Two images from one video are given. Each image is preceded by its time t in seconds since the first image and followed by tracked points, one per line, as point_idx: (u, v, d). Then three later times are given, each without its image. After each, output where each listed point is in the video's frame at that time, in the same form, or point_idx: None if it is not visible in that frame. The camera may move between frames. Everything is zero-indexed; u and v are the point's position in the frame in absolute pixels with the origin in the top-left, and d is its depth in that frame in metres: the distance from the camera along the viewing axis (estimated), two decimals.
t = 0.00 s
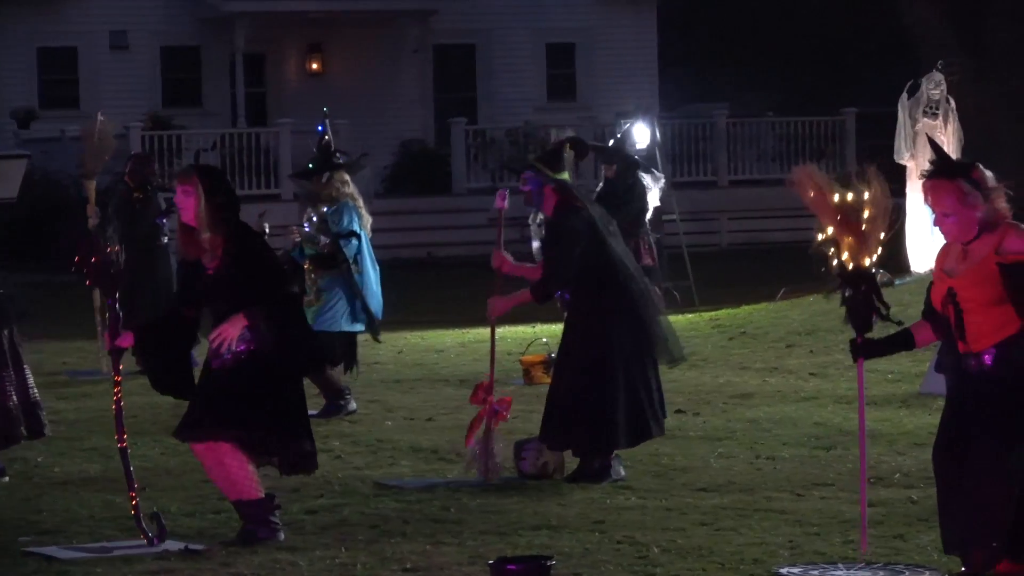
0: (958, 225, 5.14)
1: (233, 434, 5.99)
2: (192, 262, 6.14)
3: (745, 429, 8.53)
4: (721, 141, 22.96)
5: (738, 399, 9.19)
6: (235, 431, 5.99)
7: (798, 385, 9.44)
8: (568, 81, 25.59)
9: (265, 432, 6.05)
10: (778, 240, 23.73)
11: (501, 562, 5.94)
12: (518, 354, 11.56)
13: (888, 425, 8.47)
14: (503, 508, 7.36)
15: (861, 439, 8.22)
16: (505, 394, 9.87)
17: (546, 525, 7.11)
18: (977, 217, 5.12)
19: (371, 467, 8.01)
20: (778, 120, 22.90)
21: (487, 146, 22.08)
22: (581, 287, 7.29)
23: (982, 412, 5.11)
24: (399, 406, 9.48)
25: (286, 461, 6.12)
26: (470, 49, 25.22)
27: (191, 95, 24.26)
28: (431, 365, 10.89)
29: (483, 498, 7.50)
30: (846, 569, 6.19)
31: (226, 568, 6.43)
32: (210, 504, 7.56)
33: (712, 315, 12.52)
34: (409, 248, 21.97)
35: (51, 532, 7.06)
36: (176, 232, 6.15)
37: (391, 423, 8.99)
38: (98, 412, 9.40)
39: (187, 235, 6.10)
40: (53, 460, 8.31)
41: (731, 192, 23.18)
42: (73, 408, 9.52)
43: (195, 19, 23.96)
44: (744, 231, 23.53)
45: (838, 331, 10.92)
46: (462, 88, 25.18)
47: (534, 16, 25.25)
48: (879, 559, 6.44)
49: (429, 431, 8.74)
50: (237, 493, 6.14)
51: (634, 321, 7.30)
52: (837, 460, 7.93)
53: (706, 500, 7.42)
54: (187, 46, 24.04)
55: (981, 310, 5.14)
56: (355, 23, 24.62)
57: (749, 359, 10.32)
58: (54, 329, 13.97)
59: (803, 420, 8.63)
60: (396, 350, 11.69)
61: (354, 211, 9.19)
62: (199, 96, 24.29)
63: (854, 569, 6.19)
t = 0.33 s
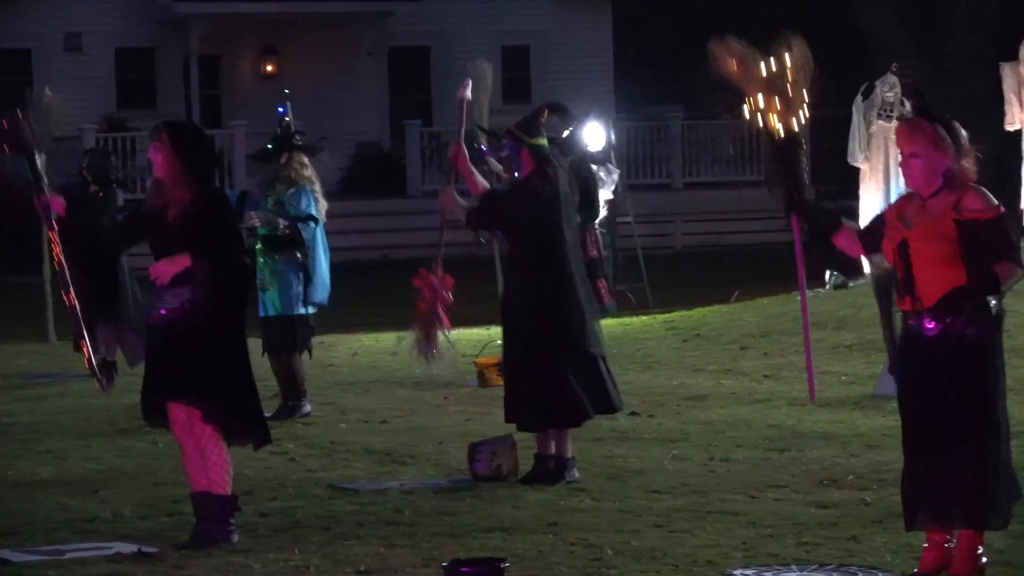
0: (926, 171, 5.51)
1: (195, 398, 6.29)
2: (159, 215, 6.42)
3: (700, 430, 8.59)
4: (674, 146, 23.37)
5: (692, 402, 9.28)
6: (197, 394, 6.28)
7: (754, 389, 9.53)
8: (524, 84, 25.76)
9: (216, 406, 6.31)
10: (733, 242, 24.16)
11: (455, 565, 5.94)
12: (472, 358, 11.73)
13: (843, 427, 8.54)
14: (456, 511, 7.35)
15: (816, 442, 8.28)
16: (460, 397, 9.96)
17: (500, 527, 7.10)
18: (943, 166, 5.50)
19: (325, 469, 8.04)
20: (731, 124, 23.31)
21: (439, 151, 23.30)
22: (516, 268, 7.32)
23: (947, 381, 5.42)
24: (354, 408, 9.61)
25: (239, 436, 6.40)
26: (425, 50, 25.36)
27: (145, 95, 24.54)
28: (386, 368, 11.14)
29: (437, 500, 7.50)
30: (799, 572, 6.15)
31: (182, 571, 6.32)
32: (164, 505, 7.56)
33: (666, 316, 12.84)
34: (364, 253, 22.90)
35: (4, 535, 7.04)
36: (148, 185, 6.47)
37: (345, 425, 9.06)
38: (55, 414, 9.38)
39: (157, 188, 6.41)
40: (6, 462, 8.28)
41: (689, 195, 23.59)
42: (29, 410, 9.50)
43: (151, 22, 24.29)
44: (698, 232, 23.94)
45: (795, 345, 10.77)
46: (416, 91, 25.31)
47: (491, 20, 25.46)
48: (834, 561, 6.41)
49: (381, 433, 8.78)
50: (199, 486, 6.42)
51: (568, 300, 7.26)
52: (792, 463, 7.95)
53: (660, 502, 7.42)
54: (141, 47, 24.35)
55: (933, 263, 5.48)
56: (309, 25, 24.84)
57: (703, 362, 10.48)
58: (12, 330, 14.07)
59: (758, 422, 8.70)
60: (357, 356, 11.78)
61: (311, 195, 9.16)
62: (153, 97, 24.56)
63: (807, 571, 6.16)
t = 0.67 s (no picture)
0: (880, 171, 5.42)
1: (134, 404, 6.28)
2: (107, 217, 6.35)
3: (650, 433, 8.84)
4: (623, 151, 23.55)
5: (644, 405, 9.78)
6: (133, 400, 6.28)
7: (702, 391, 10.16)
8: (473, 87, 25.84)
9: (157, 414, 6.29)
10: (684, 244, 24.13)
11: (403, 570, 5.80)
12: (423, 358, 12.49)
13: (793, 430, 8.73)
14: (404, 514, 7.29)
15: (765, 446, 8.37)
16: (408, 398, 10.48)
17: (449, 530, 6.98)
18: (897, 167, 5.42)
19: (276, 472, 8.16)
20: (682, 126, 23.49)
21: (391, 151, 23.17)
22: (464, 270, 7.43)
23: (893, 379, 5.33)
24: (304, 411, 10.02)
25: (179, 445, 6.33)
26: (377, 53, 25.50)
27: (96, 98, 24.63)
28: (338, 370, 11.94)
29: (387, 503, 7.49)
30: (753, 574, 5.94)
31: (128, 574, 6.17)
32: (113, 508, 7.52)
33: (614, 321, 13.98)
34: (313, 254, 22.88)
35: None
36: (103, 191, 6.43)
37: (295, 428, 9.44)
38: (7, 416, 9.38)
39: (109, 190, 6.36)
40: None
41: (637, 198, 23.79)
42: None
43: (103, 24, 24.32)
44: (649, 237, 23.97)
45: (746, 355, 11.34)
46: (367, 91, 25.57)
47: (441, 20, 25.44)
48: (782, 564, 6.21)
49: (331, 437, 9.08)
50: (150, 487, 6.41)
51: (512, 306, 7.41)
52: (742, 466, 8.00)
53: (611, 505, 7.36)
54: (91, 49, 24.39)
55: (878, 264, 5.40)
56: (261, 27, 24.90)
57: (654, 365, 11.31)
58: None
59: (708, 426, 8.96)
60: (317, 368, 12.06)
61: (257, 195, 9.25)
62: (105, 99, 24.65)
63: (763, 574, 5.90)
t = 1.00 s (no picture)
0: (828, 193, 5.30)
1: (92, 416, 6.16)
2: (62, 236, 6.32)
3: (611, 435, 8.93)
4: (584, 152, 23.67)
5: (606, 406, 9.90)
6: (93, 410, 6.15)
7: (664, 393, 10.25)
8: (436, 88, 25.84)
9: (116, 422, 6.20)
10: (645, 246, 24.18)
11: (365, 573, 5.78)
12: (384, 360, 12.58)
13: (754, 432, 8.82)
14: (365, 516, 7.30)
15: (726, 448, 8.45)
16: (368, 400, 10.58)
17: (410, 532, 6.97)
18: (845, 189, 5.30)
19: (236, 474, 8.21)
20: (644, 128, 23.66)
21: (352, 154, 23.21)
22: (433, 279, 7.43)
23: (849, 387, 5.21)
24: (265, 413, 10.07)
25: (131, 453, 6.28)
26: (340, 55, 25.54)
27: (56, 99, 24.52)
28: (297, 372, 12.02)
29: (349, 505, 7.51)
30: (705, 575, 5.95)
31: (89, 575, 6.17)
32: (74, 509, 7.51)
33: (581, 323, 14.02)
34: (274, 254, 22.93)
35: None
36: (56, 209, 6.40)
37: (257, 429, 9.50)
38: None
39: (62, 208, 6.35)
40: None
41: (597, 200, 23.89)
42: None
43: (64, 25, 24.26)
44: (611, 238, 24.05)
45: (706, 357, 11.47)
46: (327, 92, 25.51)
47: (400, 22, 25.50)
48: (743, 567, 6.18)
49: (294, 438, 9.18)
50: (101, 496, 6.35)
51: (487, 302, 7.50)
52: (703, 468, 8.06)
53: (572, 506, 7.39)
54: (52, 50, 24.32)
55: (833, 285, 5.29)
56: (224, 29, 24.89)
57: (616, 366, 11.42)
58: None
59: (670, 428, 9.06)
60: (283, 370, 12.13)
61: (217, 205, 9.33)
62: (65, 100, 24.54)
63: None
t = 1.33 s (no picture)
0: (797, 224, 4.96)
1: (54, 433, 6.10)
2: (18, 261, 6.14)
3: (577, 437, 8.95)
4: (551, 155, 23.81)
5: (570, 408, 9.89)
6: (52, 427, 6.09)
7: (629, 395, 10.28)
8: (403, 91, 25.85)
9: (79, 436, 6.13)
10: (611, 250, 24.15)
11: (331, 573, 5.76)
12: (350, 362, 12.56)
13: (721, 434, 8.86)
14: (332, 519, 7.27)
15: (693, 450, 8.47)
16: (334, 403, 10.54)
17: (377, 535, 6.95)
18: (812, 223, 4.94)
19: (202, 477, 8.18)
20: (607, 132, 23.90)
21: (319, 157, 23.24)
22: (405, 295, 7.35)
23: (817, 417, 4.87)
24: (231, 417, 10.03)
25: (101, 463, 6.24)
26: (306, 58, 25.46)
27: (20, 101, 24.29)
28: (264, 375, 11.96)
29: (315, 508, 7.48)
30: None
31: None
32: (39, 513, 7.45)
33: (547, 325, 14.06)
34: (241, 257, 22.83)
35: None
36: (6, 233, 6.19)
37: (223, 432, 9.47)
38: None
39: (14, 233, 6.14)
40: None
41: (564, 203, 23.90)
42: None
43: (27, 28, 24.06)
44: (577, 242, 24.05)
45: (673, 359, 11.49)
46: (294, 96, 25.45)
47: (365, 25, 25.47)
48: (709, 568, 6.19)
49: (260, 441, 9.15)
50: (72, 506, 6.30)
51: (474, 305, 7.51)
52: (670, 470, 8.08)
53: (539, 508, 7.39)
54: (15, 53, 24.12)
55: (803, 317, 4.96)
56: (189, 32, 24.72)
57: (582, 369, 11.44)
58: None
59: (636, 430, 9.08)
60: (249, 373, 12.07)
61: (187, 219, 9.27)
62: (29, 103, 24.34)
63: None
